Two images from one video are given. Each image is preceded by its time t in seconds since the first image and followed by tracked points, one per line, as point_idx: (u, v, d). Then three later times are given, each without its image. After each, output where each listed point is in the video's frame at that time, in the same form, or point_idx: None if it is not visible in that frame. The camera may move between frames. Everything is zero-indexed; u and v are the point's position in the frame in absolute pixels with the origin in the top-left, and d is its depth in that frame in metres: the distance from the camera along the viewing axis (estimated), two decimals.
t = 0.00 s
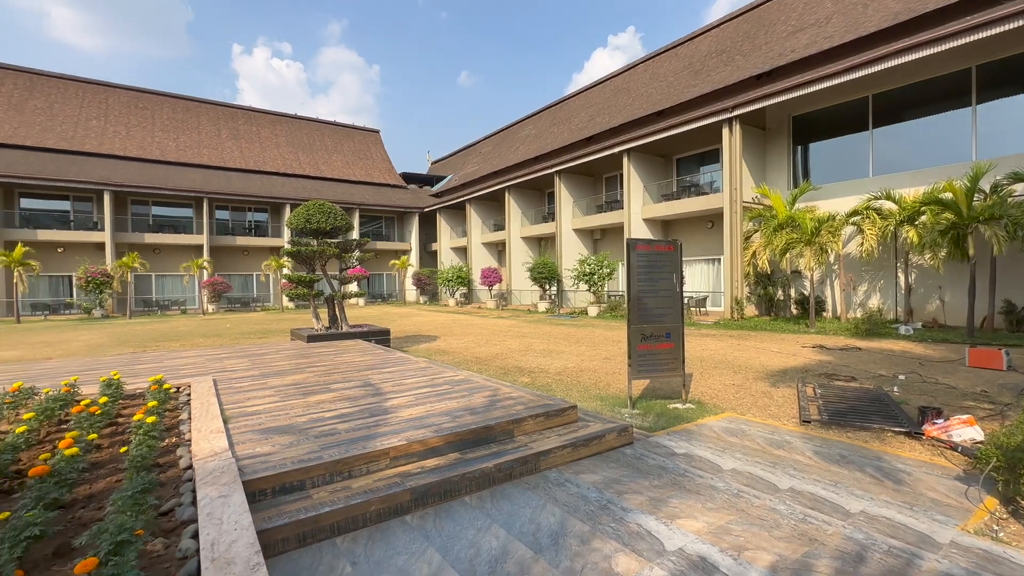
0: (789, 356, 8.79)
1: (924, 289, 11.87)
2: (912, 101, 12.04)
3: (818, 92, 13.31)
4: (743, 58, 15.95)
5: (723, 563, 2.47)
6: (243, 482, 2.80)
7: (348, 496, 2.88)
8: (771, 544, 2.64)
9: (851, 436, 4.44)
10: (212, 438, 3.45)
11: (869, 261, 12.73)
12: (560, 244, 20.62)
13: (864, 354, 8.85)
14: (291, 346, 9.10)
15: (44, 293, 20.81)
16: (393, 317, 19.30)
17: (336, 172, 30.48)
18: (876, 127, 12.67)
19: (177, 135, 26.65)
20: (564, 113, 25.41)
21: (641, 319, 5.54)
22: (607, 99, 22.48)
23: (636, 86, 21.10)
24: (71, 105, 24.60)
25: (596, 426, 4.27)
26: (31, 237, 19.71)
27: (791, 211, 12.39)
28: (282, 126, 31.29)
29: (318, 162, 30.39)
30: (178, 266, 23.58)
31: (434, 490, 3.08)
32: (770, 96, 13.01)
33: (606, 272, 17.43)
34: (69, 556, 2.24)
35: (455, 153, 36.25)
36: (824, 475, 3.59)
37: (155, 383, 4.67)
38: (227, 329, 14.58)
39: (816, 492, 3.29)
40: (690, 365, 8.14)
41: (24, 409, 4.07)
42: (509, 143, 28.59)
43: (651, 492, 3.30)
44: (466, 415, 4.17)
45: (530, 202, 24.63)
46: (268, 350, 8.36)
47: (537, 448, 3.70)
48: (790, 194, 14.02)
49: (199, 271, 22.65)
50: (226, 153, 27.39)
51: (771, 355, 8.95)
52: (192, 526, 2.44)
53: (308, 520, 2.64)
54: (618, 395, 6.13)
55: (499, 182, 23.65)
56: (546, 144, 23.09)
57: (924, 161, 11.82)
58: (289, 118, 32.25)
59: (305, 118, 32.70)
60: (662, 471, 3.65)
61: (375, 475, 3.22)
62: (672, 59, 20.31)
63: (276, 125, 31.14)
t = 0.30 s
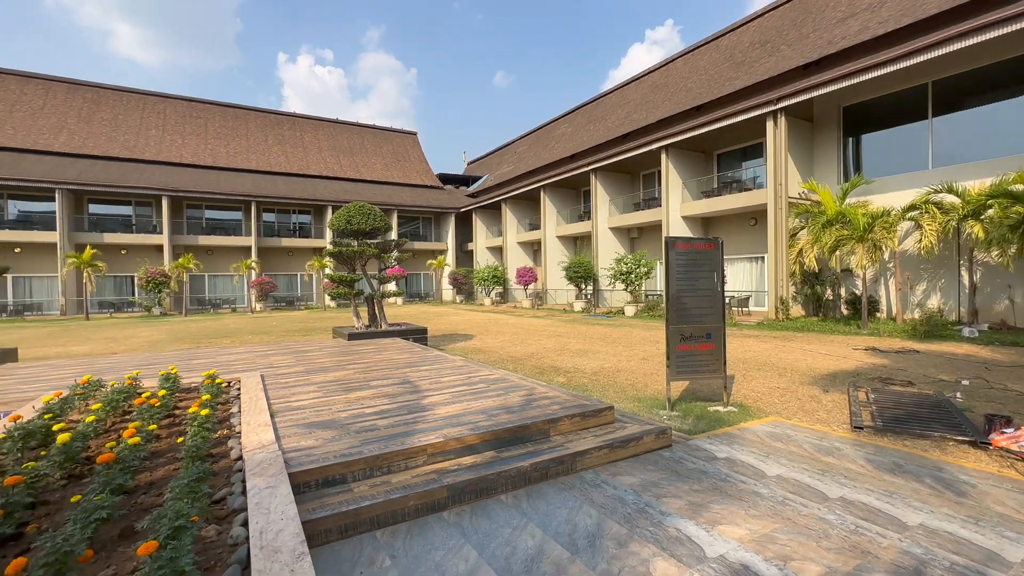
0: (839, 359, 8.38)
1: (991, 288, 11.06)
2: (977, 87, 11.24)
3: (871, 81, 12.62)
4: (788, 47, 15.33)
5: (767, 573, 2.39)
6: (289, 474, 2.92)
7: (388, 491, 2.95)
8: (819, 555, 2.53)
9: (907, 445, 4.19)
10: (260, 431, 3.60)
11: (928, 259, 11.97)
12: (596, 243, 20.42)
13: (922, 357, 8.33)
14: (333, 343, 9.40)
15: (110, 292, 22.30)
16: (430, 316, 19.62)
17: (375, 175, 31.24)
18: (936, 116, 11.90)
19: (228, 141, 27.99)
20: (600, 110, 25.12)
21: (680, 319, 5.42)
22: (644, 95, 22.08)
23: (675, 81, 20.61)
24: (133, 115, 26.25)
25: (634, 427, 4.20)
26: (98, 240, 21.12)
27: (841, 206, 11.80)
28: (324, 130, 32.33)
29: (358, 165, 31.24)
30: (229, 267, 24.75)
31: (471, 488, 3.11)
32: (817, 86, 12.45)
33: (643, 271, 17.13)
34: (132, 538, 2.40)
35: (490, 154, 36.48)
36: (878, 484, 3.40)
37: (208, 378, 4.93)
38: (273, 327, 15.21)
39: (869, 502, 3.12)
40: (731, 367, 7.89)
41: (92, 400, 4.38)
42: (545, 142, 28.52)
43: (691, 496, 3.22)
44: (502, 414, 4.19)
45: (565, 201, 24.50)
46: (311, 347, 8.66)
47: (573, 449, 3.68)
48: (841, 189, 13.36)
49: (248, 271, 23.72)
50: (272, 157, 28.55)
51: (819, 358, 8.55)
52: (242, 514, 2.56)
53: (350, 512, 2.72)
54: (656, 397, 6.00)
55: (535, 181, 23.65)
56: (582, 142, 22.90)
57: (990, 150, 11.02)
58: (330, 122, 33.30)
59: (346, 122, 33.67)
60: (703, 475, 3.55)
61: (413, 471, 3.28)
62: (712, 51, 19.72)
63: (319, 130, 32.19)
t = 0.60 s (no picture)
0: (892, 362, 7.95)
1: None
2: None
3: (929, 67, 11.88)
4: (837, 36, 14.64)
5: None
6: (331, 467, 3.01)
7: (425, 487, 3.00)
8: (872, 569, 2.41)
9: (969, 455, 3.94)
10: (303, 426, 3.74)
11: (993, 256, 11.19)
12: (632, 242, 20.12)
13: (986, 362, 7.78)
14: (372, 342, 9.64)
15: (166, 292, 23.63)
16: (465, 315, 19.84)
17: (412, 177, 31.81)
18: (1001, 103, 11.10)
19: (273, 147, 29.14)
20: (636, 107, 24.72)
21: (720, 319, 5.26)
22: (682, 90, 21.56)
23: (714, 75, 20.03)
24: (187, 124, 27.72)
25: (672, 430, 4.11)
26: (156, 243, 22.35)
27: (895, 201, 11.18)
28: (363, 135, 33.18)
29: (395, 167, 31.89)
30: (274, 268, 25.77)
31: (506, 487, 3.13)
32: (869, 75, 11.82)
33: (681, 271, 16.75)
34: (187, 524, 2.53)
35: (525, 154, 36.52)
36: (937, 496, 3.20)
37: (256, 373, 5.16)
38: (316, 326, 15.74)
39: (927, 514, 2.94)
40: (775, 369, 7.61)
41: (150, 393, 4.65)
42: (579, 140, 28.31)
43: (732, 502, 3.12)
44: (537, 414, 4.19)
45: (600, 200, 24.26)
46: (351, 345, 8.92)
47: (609, 450, 3.64)
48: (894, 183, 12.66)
49: (292, 272, 24.65)
50: (314, 162, 29.53)
51: (870, 361, 8.13)
52: (288, 505, 2.66)
53: (389, 507, 2.78)
54: (695, 399, 5.86)
55: (569, 180, 23.50)
56: (618, 140, 22.59)
57: None
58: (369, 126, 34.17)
59: (383, 126, 34.45)
60: (745, 481, 3.44)
61: (450, 468, 3.33)
62: (755, 43, 19.04)
63: (358, 134, 33.08)
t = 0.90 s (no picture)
0: (949, 367, 7.49)
1: None
2: None
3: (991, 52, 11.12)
4: (887, 23, 13.91)
5: None
6: (369, 464, 3.09)
7: (460, 485, 3.03)
8: None
9: None
10: (343, 422, 3.85)
11: None
12: (668, 241, 19.74)
13: None
14: (408, 341, 9.82)
15: (215, 292, 24.78)
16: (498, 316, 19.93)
17: (446, 179, 32.20)
18: None
19: (313, 152, 30.10)
20: (672, 104, 24.22)
21: (761, 320, 5.10)
22: (720, 85, 20.97)
23: (754, 68, 19.42)
24: (233, 132, 28.99)
25: (711, 434, 4.01)
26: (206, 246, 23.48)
27: (954, 196, 10.51)
28: (398, 138, 33.83)
29: (429, 170, 32.37)
30: (315, 269, 26.62)
31: (540, 487, 3.12)
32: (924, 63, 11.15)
33: (719, 271, 16.30)
34: (235, 514, 2.64)
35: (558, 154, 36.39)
36: (1001, 511, 2.99)
37: (297, 371, 5.34)
38: (353, 325, 16.16)
39: (990, 530, 2.76)
40: (820, 373, 7.30)
41: (201, 388, 4.89)
42: (613, 139, 27.98)
43: (775, 510, 3.01)
44: (571, 415, 4.16)
45: (635, 199, 23.89)
46: (388, 345, 9.10)
47: (645, 453, 3.58)
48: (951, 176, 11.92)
49: (331, 273, 25.40)
50: (351, 166, 30.32)
51: (925, 366, 7.68)
52: (328, 499, 2.74)
53: (425, 504, 2.83)
54: (735, 403, 5.70)
55: (603, 180, 23.24)
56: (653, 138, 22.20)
57: None
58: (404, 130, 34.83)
59: (418, 129, 35.03)
60: (788, 488, 3.31)
61: (484, 467, 3.35)
62: (798, 34, 18.32)
63: (394, 137, 33.75)
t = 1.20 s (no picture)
0: (1010, 373, 7.02)
1: None
2: None
3: None
4: (940, 9, 13.18)
5: None
6: (404, 461, 3.15)
7: (493, 485, 3.05)
8: None
9: None
10: (377, 421, 3.93)
11: None
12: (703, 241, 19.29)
13: None
14: (440, 342, 9.94)
15: (256, 292, 25.75)
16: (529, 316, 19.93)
17: (477, 180, 32.44)
18: None
19: (348, 156, 30.89)
20: (707, 100, 23.66)
21: (802, 322, 4.92)
22: (758, 80, 20.35)
23: (794, 61, 18.76)
24: (274, 138, 30.06)
25: (750, 440, 3.89)
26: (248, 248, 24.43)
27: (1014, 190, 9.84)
28: (431, 141, 34.32)
29: (461, 172, 32.70)
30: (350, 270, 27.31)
31: (572, 489, 3.11)
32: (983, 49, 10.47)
33: (757, 271, 15.81)
34: (277, 507, 2.74)
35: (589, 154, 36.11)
36: None
37: (335, 369, 5.49)
38: (387, 325, 16.48)
39: None
40: (866, 378, 6.98)
41: (244, 385, 5.10)
42: (646, 137, 27.55)
43: (818, 519, 2.90)
44: (604, 417, 4.12)
45: (668, 198, 23.46)
46: (420, 344, 9.24)
47: (680, 457, 3.51)
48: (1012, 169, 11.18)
49: (365, 274, 26.01)
50: (385, 169, 30.94)
51: (983, 371, 7.22)
52: (365, 495, 2.81)
53: (458, 502, 2.86)
54: (774, 407, 5.52)
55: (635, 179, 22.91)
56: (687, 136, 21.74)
57: None
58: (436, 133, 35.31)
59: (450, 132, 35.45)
60: (832, 497, 3.18)
61: (516, 467, 3.36)
62: (842, 24, 17.58)
63: (426, 141, 34.26)
